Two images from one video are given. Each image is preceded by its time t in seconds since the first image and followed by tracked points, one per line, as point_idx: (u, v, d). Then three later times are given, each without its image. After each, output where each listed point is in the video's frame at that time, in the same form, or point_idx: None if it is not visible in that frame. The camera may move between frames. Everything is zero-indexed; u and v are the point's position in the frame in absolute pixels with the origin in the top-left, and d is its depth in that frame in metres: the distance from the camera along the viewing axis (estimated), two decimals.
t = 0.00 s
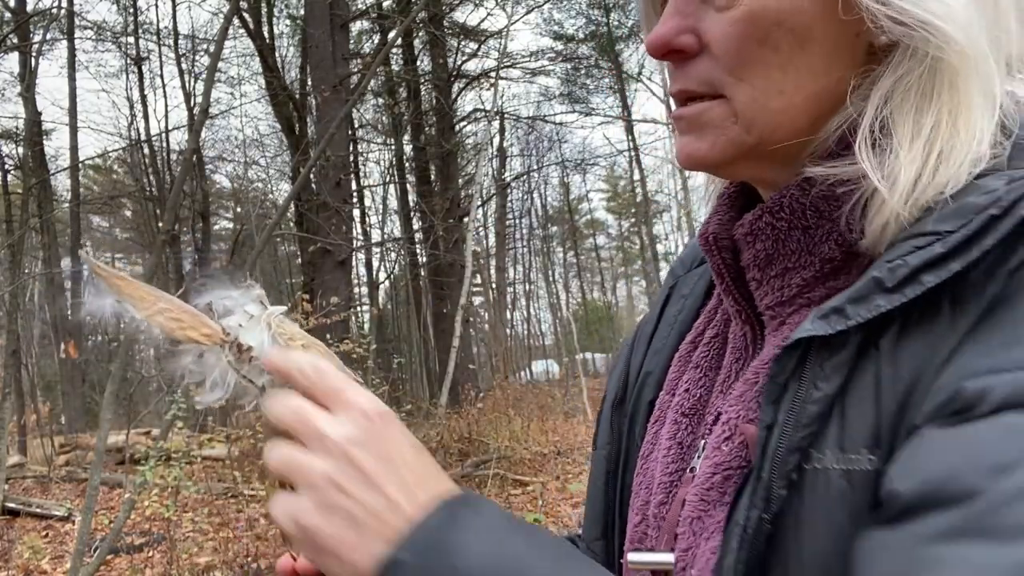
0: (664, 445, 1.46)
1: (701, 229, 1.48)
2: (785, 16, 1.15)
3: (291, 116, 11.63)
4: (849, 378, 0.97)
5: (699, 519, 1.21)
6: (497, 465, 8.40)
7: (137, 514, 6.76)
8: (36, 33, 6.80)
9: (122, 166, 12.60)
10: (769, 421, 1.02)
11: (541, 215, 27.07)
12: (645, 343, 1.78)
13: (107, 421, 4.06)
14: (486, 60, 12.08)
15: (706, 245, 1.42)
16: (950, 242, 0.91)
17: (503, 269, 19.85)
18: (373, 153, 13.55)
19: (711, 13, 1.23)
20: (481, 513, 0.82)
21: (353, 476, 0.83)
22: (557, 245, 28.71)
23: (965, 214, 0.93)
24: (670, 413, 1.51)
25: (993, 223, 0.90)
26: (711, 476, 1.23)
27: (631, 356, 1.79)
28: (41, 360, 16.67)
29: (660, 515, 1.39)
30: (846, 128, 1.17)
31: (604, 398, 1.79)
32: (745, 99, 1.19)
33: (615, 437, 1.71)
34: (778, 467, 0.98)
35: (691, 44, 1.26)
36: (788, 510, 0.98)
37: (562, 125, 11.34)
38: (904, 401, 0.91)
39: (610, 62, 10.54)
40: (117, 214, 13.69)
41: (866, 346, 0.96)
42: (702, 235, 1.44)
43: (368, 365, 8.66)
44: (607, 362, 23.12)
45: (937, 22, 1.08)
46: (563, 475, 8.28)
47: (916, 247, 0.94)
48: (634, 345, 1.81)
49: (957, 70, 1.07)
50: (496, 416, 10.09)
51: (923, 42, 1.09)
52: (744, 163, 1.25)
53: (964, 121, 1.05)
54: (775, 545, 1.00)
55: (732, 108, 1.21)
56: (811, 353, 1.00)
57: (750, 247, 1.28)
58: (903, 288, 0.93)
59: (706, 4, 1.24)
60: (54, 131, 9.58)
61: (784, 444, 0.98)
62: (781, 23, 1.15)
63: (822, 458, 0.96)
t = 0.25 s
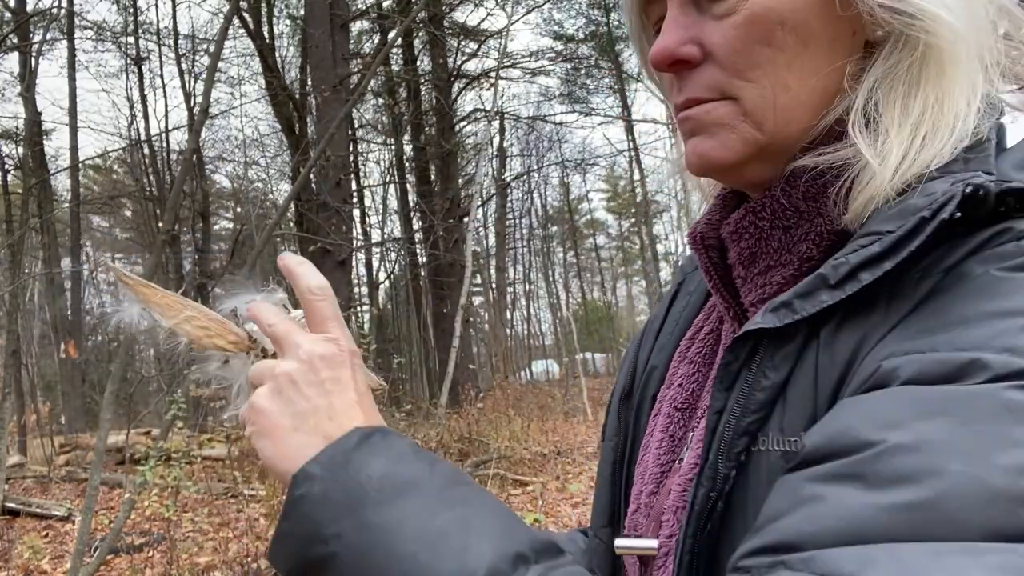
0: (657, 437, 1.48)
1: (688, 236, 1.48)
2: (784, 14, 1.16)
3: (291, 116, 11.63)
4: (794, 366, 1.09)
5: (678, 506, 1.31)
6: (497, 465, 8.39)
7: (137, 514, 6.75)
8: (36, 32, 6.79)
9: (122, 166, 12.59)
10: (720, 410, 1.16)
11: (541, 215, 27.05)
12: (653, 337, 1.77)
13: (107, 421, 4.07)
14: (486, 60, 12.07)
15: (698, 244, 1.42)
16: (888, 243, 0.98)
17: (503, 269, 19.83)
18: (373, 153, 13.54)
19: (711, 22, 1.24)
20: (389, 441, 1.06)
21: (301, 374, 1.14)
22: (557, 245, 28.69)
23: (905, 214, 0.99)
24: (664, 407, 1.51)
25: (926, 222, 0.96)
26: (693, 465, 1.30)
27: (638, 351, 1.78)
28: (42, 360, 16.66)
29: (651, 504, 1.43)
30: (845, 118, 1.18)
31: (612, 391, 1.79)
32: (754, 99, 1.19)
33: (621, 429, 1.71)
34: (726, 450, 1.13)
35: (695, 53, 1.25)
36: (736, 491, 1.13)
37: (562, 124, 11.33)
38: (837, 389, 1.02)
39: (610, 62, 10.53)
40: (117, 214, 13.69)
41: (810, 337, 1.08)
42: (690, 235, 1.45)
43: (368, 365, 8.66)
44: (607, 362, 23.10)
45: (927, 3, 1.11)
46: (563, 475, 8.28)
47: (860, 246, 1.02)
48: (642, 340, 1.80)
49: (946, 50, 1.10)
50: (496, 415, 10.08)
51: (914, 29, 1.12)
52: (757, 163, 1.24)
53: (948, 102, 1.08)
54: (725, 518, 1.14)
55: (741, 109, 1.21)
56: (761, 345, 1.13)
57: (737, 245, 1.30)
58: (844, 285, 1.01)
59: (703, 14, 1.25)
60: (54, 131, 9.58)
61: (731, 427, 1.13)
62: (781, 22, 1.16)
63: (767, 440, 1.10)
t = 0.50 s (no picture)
0: (654, 435, 1.48)
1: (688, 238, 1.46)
2: (778, 17, 1.15)
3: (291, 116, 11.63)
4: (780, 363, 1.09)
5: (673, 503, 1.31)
6: (497, 465, 8.39)
7: (137, 514, 6.74)
8: (36, 33, 6.79)
9: (122, 167, 12.59)
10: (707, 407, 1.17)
11: (541, 216, 27.05)
12: (656, 337, 1.78)
13: (107, 420, 4.06)
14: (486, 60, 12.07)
15: (697, 244, 1.42)
16: (872, 241, 0.98)
17: (503, 269, 19.82)
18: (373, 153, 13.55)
19: (705, 30, 1.23)
20: (379, 423, 1.13)
21: (298, 354, 1.25)
22: (557, 245, 28.69)
23: (890, 215, 0.99)
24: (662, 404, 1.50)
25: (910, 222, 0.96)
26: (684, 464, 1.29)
27: (642, 351, 1.78)
28: (42, 360, 16.65)
29: (647, 500, 1.43)
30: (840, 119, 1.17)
31: (614, 389, 1.78)
32: (751, 104, 1.18)
33: (624, 427, 1.70)
34: (711, 446, 1.13)
35: (690, 62, 1.24)
36: (722, 486, 1.13)
37: (562, 124, 11.32)
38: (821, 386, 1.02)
39: (610, 62, 10.53)
40: (117, 214, 13.69)
41: (797, 335, 1.08)
42: (690, 234, 1.44)
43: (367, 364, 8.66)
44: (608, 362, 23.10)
45: (918, 4, 1.11)
46: (563, 475, 8.27)
47: (846, 246, 1.01)
48: (645, 339, 1.81)
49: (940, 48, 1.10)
50: (496, 415, 10.08)
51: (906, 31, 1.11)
52: (756, 168, 1.22)
53: (944, 102, 1.08)
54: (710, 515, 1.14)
55: (737, 115, 1.20)
56: (750, 341, 1.13)
57: (735, 243, 1.29)
58: (830, 282, 1.02)
59: (698, 22, 1.25)
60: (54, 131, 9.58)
61: (719, 422, 1.13)
62: (774, 26, 1.15)
63: (752, 436, 1.10)
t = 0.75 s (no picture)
0: (649, 437, 1.48)
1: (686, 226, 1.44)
2: (754, 35, 1.16)
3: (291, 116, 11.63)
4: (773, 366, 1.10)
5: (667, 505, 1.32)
6: (497, 465, 8.38)
7: (137, 514, 6.74)
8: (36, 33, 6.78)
9: (122, 167, 12.59)
10: (701, 410, 1.18)
11: (541, 216, 27.05)
12: (651, 339, 1.78)
13: (107, 421, 4.06)
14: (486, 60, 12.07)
15: (691, 243, 1.41)
16: (865, 244, 0.98)
17: (503, 269, 19.82)
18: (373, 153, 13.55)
19: (689, 42, 1.26)
20: (372, 428, 1.14)
21: (301, 353, 1.26)
22: (557, 245, 28.69)
23: (882, 219, 0.99)
24: (658, 405, 1.50)
25: (902, 227, 0.96)
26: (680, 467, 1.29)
27: (638, 352, 1.78)
28: (42, 360, 16.64)
29: (642, 502, 1.43)
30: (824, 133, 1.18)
31: (610, 391, 1.79)
32: (732, 119, 1.22)
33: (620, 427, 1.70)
34: (704, 448, 1.14)
35: (676, 75, 1.28)
36: (714, 488, 1.14)
37: (562, 124, 11.33)
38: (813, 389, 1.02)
39: (610, 62, 10.53)
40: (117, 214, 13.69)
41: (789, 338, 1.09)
42: (686, 233, 1.43)
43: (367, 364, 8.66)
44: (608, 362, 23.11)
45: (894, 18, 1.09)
46: (563, 475, 8.27)
47: (839, 249, 1.02)
48: (641, 340, 1.81)
49: (925, 63, 1.08)
50: (496, 415, 10.08)
51: (885, 47, 1.10)
52: (742, 179, 1.26)
53: (929, 117, 1.06)
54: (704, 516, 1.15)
55: (721, 128, 1.24)
56: (743, 344, 1.14)
57: (727, 245, 1.27)
58: (822, 286, 1.03)
59: (683, 35, 1.28)
60: (54, 131, 9.58)
61: (713, 424, 1.14)
62: (749, 43, 1.17)
63: (745, 438, 1.11)
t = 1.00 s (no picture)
0: (643, 441, 1.48)
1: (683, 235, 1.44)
2: (754, 23, 1.15)
3: (291, 116, 11.63)
4: (770, 375, 1.10)
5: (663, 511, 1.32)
6: (497, 465, 8.40)
7: (138, 514, 6.75)
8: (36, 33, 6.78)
9: (122, 166, 12.59)
10: (696, 420, 1.18)
11: (540, 215, 27.02)
12: (648, 342, 1.78)
13: (107, 421, 4.06)
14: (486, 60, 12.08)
15: (688, 247, 1.41)
16: (860, 254, 0.98)
17: (503, 269, 19.84)
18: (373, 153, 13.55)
19: (686, 27, 1.25)
20: (412, 415, 1.04)
21: (332, 339, 1.16)
22: (557, 245, 28.69)
23: (877, 227, 0.99)
24: (652, 409, 1.50)
25: (898, 236, 0.96)
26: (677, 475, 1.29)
27: (635, 355, 1.78)
28: (42, 359, 16.66)
29: (636, 506, 1.44)
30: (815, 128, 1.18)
31: (607, 393, 1.79)
32: (726, 106, 1.21)
33: (616, 431, 1.70)
34: (701, 459, 1.14)
35: (671, 59, 1.27)
36: (712, 497, 1.14)
37: (562, 125, 11.33)
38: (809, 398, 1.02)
39: (610, 62, 10.53)
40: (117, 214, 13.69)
41: (785, 348, 1.09)
42: (680, 239, 1.43)
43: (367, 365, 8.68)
44: (608, 362, 23.13)
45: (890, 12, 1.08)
46: (563, 475, 8.27)
47: (834, 257, 1.02)
48: (638, 342, 1.82)
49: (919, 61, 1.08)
50: (496, 416, 10.09)
51: (882, 43, 1.10)
52: (732, 168, 1.26)
53: (921, 118, 1.07)
54: (702, 525, 1.15)
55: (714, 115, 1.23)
56: (739, 355, 1.14)
57: (722, 249, 1.28)
58: (818, 296, 1.02)
59: (681, 19, 1.26)
60: (55, 132, 9.58)
61: (709, 434, 1.14)
62: (749, 29, 1.16)
63: (742, 448, 1.11)
